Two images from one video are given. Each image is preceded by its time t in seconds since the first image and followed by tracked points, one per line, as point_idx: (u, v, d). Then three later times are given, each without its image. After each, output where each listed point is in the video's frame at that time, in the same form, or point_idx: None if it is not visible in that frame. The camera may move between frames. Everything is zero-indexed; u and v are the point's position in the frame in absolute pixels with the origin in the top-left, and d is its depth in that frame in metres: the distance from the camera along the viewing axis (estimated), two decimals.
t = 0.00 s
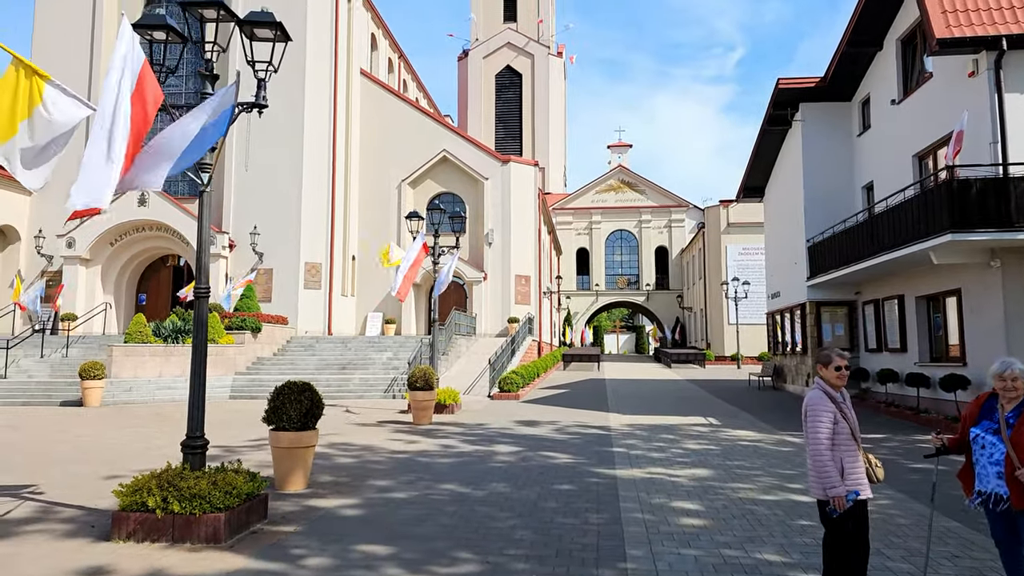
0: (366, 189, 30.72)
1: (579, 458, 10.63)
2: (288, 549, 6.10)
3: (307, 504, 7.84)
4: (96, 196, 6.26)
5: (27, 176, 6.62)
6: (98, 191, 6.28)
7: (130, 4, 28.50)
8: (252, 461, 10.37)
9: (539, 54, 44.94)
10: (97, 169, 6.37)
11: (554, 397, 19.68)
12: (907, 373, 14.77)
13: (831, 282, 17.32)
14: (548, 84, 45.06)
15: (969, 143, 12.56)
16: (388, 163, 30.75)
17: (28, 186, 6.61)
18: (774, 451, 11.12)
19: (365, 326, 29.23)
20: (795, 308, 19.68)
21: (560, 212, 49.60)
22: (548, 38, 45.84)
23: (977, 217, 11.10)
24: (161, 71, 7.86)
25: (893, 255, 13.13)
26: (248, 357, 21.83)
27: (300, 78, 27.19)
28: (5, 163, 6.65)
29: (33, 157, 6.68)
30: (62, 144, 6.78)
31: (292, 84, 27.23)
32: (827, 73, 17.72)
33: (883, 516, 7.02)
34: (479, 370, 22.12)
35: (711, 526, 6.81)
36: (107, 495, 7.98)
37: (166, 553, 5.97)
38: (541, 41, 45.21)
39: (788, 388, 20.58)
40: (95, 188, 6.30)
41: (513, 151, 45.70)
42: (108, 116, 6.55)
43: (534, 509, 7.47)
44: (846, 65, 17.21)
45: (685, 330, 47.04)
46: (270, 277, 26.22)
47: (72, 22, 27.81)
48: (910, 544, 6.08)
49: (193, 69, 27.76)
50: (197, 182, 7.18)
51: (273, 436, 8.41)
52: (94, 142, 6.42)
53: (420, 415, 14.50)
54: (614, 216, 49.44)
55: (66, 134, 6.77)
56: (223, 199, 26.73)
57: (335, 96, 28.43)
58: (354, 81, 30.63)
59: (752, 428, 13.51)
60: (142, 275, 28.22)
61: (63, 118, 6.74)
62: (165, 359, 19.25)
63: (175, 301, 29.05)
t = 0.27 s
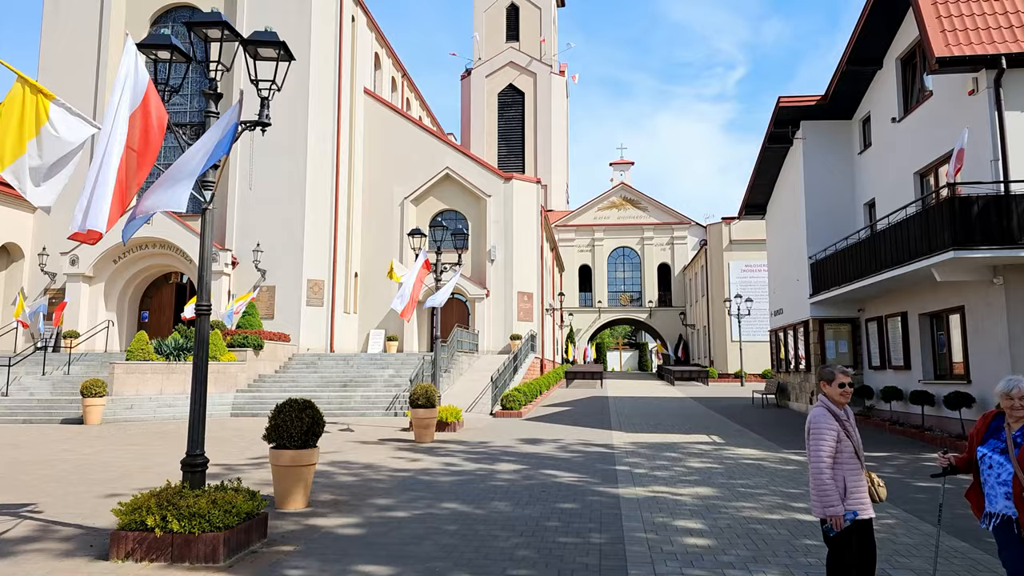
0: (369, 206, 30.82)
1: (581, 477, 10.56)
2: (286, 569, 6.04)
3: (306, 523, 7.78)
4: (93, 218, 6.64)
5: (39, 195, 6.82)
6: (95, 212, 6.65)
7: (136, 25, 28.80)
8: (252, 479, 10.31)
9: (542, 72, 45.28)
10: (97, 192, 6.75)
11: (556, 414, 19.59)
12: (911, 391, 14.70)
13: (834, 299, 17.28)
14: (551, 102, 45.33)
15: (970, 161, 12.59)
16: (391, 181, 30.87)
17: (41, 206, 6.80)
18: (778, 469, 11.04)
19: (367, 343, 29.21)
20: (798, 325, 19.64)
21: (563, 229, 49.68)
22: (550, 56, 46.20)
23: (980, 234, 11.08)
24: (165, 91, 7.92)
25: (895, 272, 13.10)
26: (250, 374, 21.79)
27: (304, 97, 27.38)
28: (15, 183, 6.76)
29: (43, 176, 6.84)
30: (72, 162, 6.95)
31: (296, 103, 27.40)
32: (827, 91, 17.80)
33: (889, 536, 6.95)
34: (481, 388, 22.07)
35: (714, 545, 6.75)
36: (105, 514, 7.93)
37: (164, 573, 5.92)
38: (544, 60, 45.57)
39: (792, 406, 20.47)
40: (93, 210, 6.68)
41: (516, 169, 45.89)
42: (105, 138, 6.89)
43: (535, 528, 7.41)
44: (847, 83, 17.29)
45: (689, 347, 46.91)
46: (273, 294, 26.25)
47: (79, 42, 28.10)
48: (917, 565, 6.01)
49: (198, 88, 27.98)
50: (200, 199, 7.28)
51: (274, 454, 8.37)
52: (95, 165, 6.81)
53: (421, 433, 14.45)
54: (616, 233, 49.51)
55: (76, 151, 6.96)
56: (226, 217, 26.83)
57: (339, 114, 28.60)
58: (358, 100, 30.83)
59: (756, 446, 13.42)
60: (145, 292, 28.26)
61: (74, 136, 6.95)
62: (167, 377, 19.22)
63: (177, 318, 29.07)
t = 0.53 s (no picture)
0: (372, 222, 30.90)
1: (584, 494, 10.50)
2: None
3: (307, 541, 7.74)
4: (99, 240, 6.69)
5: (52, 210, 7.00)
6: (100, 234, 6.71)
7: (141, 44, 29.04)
8: (254, 497, 10.26)
9: (544, 90, 45.57)
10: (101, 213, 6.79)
11: (559, 431, 19.49)
12: (916, 408, 14.63)
13: (837, 315, 17.24)
14: (552, 119, 45.54)
15: (971, 177, 12.60)
16: (393, 198, 30.96)
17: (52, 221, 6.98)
18: (782, 486, 10.97)
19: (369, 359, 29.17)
20: (801, 341, 19.59)
21: (565, 245, 49.74)
22: (553, 74, 46.50)
23: (982, 250, 11.07)
24: (168, 108, 7.96)
25: (898, 288, 13.08)
26: (251, 391, 21.75)
27: (308, 114, 27.53)
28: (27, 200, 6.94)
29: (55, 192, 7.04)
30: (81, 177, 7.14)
31: (300, 120, 27.55)
32: (828, 108, 17.87)
33: (895, 555, 6.89)
34: (484, 404, 22.00)
35: (718, 564, 6.69)
36: (105, 532, 7.89)
37: None
38: (546, 77, 45.87)
39: (796, 422, 20.35)
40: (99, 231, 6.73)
41: (518, 186, 46.03)
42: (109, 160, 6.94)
43: (538, 547, 7.36)
44: (847, 100, 17.35)
45: (691, 364, 46.79)
46: (275, 310, 26.26)
47: (85, 60, 28.33)
48: None
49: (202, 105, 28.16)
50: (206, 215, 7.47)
51: (276, 471, 8.35)
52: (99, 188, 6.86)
53: (423, 450, 14.39)
54: (618, 249, 49.54)
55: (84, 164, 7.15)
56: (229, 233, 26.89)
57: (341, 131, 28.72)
58: (361, 117, 31.00)
59: (760, 463, 13.33)
60: (147, 309, 28.29)
61: (79, 152, 7.14)
62: (168, 393, 19.19)
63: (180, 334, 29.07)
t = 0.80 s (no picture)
0: (374, 236, 30.94)
1: (587, 509, 10.43)
2: None
3: (307, 556, 7.68)
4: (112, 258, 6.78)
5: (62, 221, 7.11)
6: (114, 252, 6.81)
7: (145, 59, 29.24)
8: (254, 511, 10.20)
9: (545, 104, 45.79)
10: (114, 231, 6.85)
11: (561, 445, 19.40)
12: (920, 422, 14.55)
13: (840, 329, 17.20)
14: (554, 133, 45.71)
15: (973, 190, 12.59)
16: (395, 211, 31.03)
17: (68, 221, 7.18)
18: (786, 501, 10.90)
19: (371, 373, 29.13)
20: (803, 355, 19.52)
21: (567, 258, 49.75)
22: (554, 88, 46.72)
23: (985, 263, 11.05)
24: (172, 121, 8.00)
25: (900, 301, 13.04)
26: (253, 405, 21.71)
27: (310, 128, 27.64)
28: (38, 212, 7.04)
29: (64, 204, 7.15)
30: (92, 190, 7.29)
31: (302, 134, 27.66)
32: (829, 121, 17.91)
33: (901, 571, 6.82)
34: (485, 418, 21.93)
35: None
36: (104, 548, 7.83)
37: None
38: (547, 91, 46.09)
39: (799, 436, 20.25)
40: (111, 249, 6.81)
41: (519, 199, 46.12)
42: (119, 176, 6.94)
43: (540, 562, 7.29)
44: (848, 114, 17.39)
45: (694, 377, 46.65)
46: (277, 323, 26.25)
47: (89, 75, 28.51)
48: None
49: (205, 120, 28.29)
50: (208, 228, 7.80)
51: (276, 485, 8.30)
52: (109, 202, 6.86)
53: (425, 464, 14.32)
54: (620, 262, 49.55)
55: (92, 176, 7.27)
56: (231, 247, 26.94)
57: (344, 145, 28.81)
58: (363, 131, 31.12)
59: (764, 478, 13.25)
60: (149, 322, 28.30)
61: (87, 164, 7.26)
62: (169, 407, 19.14)
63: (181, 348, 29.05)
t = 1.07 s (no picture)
0: (376, 246, 30.98)
1: (589, 520, 10.37)
2: None
3: (309, 568, 7.63)
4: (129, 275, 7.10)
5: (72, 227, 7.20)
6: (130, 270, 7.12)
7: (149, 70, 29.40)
8: (256, 522, 10.15)
9: (547, 114, 45.93)
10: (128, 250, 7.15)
11: (563, 456, 19.32)
12: (924, 433, 14.47)
13: (843, 339, 17.16)
14: (556, 143, 45.81)
15: (976, 200, 12.58)
16: (398, 222, 31.08)
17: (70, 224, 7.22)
18: (791, 513, 10.83)
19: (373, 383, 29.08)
20: (807, 365, 19.45)
21: (569, 268, 49.73)
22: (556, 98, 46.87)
23: (989, 273, 11.03)
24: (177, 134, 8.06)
25: (904, 312, 13.01)
26: (255, 415, 21.67)
27: (313, 139, 27.72)
28: (50, 221, 7.15)
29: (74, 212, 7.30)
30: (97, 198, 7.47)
31: (305, 145, 27.74)
32: (831, 131, 17.93)
33: None
34: (487, 429, 21.87)
35: None
36: (105, 559, 7.78)
37: None
38: (549, 102, 46.25)
39: (803, 448, 20.15)
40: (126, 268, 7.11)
41: (521, 209, 46.17)
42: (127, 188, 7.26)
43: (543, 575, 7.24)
44: (850, 124, 17.41)
45: (697, 388, 46.51)
46: (279, 334, 26.24)
47: (93, 86, 28.65)
48: None
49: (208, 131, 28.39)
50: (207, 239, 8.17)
51: (277, 496, 8.28)
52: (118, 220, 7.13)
53: (426, 475, 14.26)
54: (622, 272, 49.53)
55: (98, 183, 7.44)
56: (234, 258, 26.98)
57: (346, 155, 28.90)
58: (366, 142, 31.22)
59: (768, 489, 13.17)
60: (152, 333, 28.30)
61: (94, 172, 7.44)
62: (171, 417, 19.11)
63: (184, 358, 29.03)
